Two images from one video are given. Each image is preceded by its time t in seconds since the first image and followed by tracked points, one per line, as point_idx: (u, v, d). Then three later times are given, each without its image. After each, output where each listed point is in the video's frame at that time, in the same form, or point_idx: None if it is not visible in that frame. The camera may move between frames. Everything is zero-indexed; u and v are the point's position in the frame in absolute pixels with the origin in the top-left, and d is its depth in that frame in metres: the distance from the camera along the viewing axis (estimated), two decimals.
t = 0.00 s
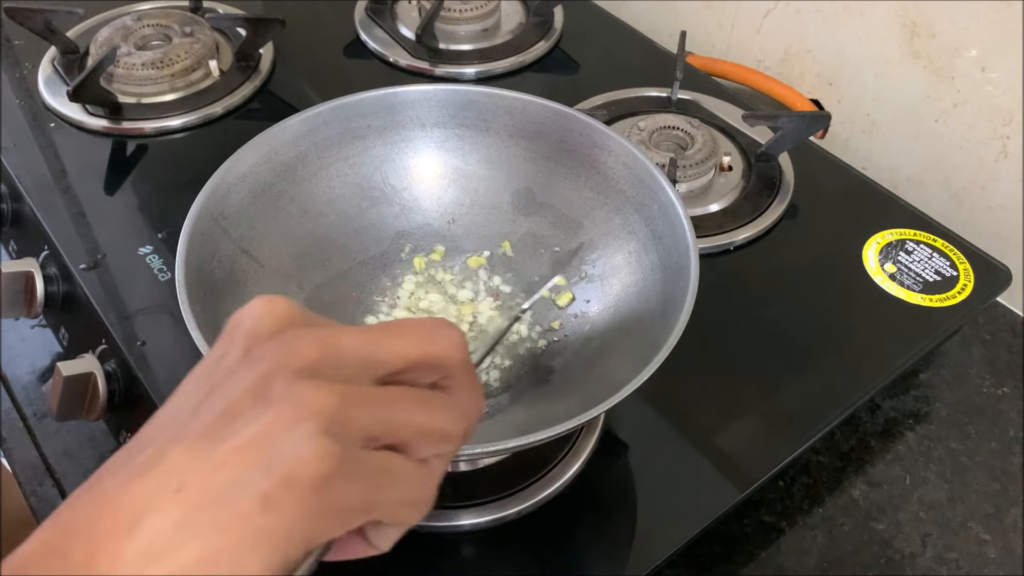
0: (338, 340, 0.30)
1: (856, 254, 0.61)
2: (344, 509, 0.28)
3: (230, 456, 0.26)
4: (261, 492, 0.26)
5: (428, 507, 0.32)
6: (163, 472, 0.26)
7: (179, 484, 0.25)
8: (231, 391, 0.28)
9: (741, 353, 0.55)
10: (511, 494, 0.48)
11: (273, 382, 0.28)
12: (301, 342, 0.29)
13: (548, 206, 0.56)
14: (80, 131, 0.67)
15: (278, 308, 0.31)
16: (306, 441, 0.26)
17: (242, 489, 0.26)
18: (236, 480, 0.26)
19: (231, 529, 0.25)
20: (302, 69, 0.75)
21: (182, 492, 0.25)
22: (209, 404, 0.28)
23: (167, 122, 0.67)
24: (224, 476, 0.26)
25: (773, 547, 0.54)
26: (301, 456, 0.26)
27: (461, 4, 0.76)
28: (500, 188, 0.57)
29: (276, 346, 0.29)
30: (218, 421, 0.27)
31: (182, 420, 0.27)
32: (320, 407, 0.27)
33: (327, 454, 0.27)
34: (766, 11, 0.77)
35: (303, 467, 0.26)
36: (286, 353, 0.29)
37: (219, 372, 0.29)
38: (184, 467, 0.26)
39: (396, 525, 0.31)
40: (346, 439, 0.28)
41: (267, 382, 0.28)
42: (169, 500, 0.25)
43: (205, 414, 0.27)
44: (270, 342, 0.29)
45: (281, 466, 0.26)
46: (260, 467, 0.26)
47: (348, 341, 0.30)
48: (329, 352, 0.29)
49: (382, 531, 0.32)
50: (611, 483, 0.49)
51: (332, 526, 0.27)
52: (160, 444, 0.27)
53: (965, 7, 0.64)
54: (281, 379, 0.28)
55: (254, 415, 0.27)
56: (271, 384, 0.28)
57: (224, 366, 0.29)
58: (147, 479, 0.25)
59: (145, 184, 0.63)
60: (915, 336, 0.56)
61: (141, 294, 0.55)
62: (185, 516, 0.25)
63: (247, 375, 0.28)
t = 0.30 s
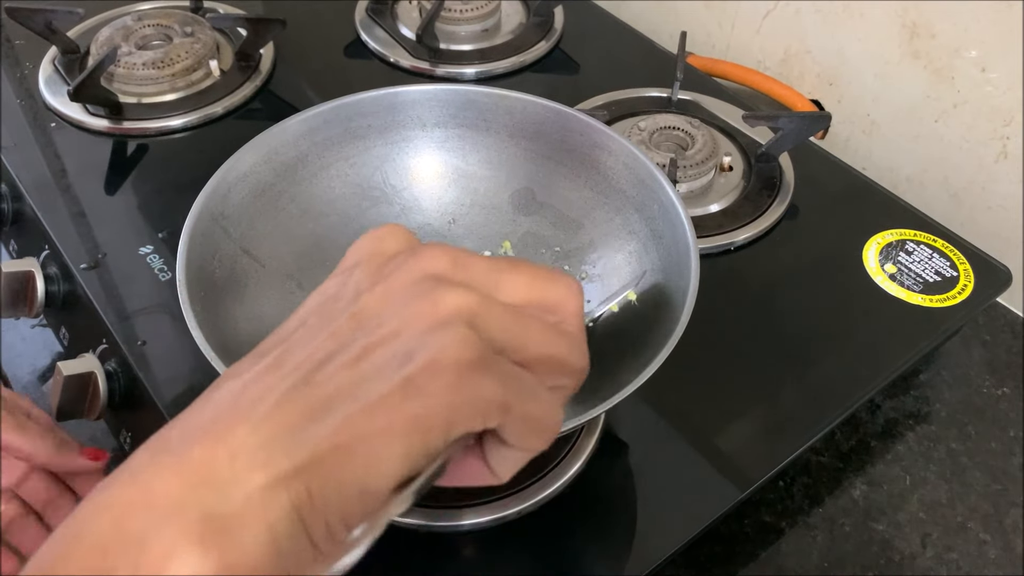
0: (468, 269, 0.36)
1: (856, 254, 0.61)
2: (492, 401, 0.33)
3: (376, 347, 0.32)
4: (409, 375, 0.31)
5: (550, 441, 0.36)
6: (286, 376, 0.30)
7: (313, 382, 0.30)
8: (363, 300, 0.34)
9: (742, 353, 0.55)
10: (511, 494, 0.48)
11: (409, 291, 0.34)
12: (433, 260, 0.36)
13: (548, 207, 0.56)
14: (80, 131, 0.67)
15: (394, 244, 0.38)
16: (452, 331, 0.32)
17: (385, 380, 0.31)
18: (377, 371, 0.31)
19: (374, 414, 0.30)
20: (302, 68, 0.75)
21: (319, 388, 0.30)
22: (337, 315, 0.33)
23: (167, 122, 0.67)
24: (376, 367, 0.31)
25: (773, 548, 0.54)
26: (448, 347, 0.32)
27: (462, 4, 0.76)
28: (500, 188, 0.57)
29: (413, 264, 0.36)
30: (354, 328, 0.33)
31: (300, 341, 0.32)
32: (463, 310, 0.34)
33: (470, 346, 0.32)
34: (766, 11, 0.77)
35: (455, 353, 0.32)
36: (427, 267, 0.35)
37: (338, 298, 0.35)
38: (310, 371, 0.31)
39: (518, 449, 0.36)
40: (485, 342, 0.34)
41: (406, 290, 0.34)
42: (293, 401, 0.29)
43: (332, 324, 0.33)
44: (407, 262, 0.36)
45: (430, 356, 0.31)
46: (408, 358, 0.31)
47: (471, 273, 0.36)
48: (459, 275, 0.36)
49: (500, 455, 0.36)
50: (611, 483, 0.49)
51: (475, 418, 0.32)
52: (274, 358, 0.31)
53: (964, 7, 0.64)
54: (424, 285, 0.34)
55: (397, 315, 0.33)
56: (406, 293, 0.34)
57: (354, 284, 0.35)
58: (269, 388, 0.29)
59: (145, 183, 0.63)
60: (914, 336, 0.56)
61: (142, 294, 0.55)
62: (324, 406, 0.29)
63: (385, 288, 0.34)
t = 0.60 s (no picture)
0: (496, 202, 0.39)
1: (856, 256, 0.61)
2: (546, 303, 0.32)
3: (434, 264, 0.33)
4: (472, 288, 0.32)
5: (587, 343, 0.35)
6: (356, 297, 0.32)
7: (380, 301, 0.31)
8: (414, 234, 0.36)
9: (742, 354, 0.55)
10: (511, 495, 0.48)
11: (451, 221, 0.36)
12: (463, 197, 0.38)
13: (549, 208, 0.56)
14: (81, 132, 0.67)
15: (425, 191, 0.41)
16: (503, 251, 0.33)
17: (445, 293, 0.31)
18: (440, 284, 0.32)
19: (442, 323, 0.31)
20: (302, 69, 0.75)
21: (388, 303, 0.31)
22: (391, 246, 0.35)
23: (168, 123, 0.67)
24: (437, 278, 0.32)
25: (773, 548, 0.55)
26: (501, 258, 0.33)
27: (462, 5, 0.76)
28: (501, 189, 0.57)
29: (449, 200, 0.38)
30: (409, 256, 0.34)
31: (362, 268, 0.34)
32: (502, 233, 0.35)
33: (521, 261, 0.33)
34: (767, 12, 0.77)
35: (512, 265, 0.32)
36: (461, 202, 0.38)
37: (383, 234, 0.37)
38: (373, 293, 0.32)
39: (560, 355, 0.35)
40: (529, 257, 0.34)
41: (450, 222, 0.36)
42: (371, 313, 0.31)
43: (388, 254, 0.34)
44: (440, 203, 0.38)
45: (487, 267, 0.32)
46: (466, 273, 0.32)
47: (498, 203, 0.39)
48: (488, 207, 0.38)
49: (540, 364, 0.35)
50: (611, 484, 0.49)
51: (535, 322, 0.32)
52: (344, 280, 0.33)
53: (964, 8, 0.64)
54: (463, 217, 0.37)
55: (449, 238, 0.35)
56: (449, 223, 0.36)
57: (401, 222, 0.38)
58: (339, 309, 0.31)
59: (146, 184, 0.63)
60: (914, 337, 0.56)
61: (142, 294, 0.55)
62: (391, 319, 0.31)
63: (430, 222, 0.36)
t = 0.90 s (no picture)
0: (449, 199, 0.40)
1: (855, 257, 0.61)
2: (486, 306, 0.35)
3: (374, 253, 0.35)
4: (418, 279, 0.34)
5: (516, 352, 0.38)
6: (305, 267, 0.34)
7: (331, 274, 0.34)
8: (365, 214, 0.38)
9: (741, 355, 0.55)
10: (509, 496, 0.48)
11: (405, 209, 0.38)
12: (416, 184, 0.40)
13: (549, 209, 0.56)
14: (80, 132, 0.67)
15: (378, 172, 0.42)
16: (450, 249, 0.36)
17: (394, 275, 0.34)
18: (391, 265, 0.35)
19: (385, 309, 0.33)
20: (301, 70, 0.75)
21: (338, 277, 0.34)
22: (341, 224, 0.37)
23: (167, 124, 0.67)
24: (386, 263, 0.35)
25: (772, 549, 0.54)
26: (449, 256, 0.35)
27: (462, 6, 0.76)
28: (501, 190, 0.57)
29: (401, 185, 0.40)
30: (358, 238, 0.36)
31: (313, 240, 0.36)
32: (453, 228, 0.37)
33: (469, 260, 0.36)
34: (767, 13, 0.77)
35: (460, 266, 0.35)
36: (413, 190, 0.39)
37: (329, 214, 0.38)
38: (325, 266, 0.34)
39: (489, 356, 0.38)
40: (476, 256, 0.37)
41: (400, 211, 0.38)
42: (323, 285, 0.33)
43: (336, 233, 0.36)
44: (390, 188, 0.40)
45: (435, 261, 0.35)
46: (414, 269, 0.35)
47: (451, 200, 0.40)
48: (439, 198, 0.40)
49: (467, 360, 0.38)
50: (610, 484, 0.49)
51: (469, 324, 0.35)
52: (289, 249, 0.35)
53: (963, 8, 0.64)
54: (415, 207, 0.38)
55: (402, 223, 0.37)
56: (403, 209, 0.38)
57: (350, 201, 0.39)
58: (290, 280, 0.33)
59: (145, 184, 0.63)
60: (914, 337, 0.56)
61: (141, 295, 0.55)
62: (337, 296, 0.33)
63: (380, 205, 0.38)
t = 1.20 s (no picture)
0: (321, 248, 0.34)
1: (855, 258, 0.61)
2: (329, 376, 0.30)
3: (201, 289, 0.29)
4: (244, 323, 0.28)
5: (381, 443, 0.34)
6: (98, 293, 0.27)
7: (127, 304, 0.27)
8: (202, 243, 0.31)
9: (740, 356, 0.55)
10: (509, 497, 0.48)
11: (253, 245, 0.32)
12: (281, 222, 0.33)
13: (549, 210, 0.56)
14: (79, 133, 0.67)
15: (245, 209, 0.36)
16: (294, 298, 0.30)
17: (212, 325, 0.27)
18: (212, 309, 0.28)
19: (198, 352, 0.26)
20: (301, 70, 0.75)
21: (138, 309, 0.27)
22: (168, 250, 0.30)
23: (166, 124, 0.67)
24: (214, 296, 0.29)
25: (771, 550, 0.54)
26: (291, 309, 0.29)
27: (461, 6, 0.75)
28: (501, 190, 0.57)
29: (253, 222, 0.33)
30: (181, 269, 0.29)
31: (127, 262, 0.29)
32: (307, 276, 0.31)
33: (315, 316, 0.30)
34: (767, 13, 0.77)
35: (302, 319, 0.29)
36: (267, 229, 0.33)
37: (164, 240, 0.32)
38: (127, 296, 0.27)
39: (342, 448, 0.33)
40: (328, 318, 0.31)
41: (247, 246, 0.31)
42: (110, 318, 0.26)
43: (155, 259, 0.29)
44: (248, 221, 0.33)
45: (267, 313, 0.28)
46: (243, 306, 0.29)
47: (324, 250, 0.34)
48: (309, 244, 0.33)
49: (315, 454, 0.34)
50: (610, 484, 0.49)
51: (306, 392, 0.29)
52: (88, 273, 0.29)
53: (962, 9, 0.64)
54: (266, 246, 0.32)
55: (244, 261, 0.31)
56: (249, 247, 0.31)
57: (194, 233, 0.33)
58: (69, 309, 0.26)
59: (145, 185, 0.63)
60: (914, 338, 0.56)
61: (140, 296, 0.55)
62: (123, 336, 0.26)
63: (225, 239, 0.31)
